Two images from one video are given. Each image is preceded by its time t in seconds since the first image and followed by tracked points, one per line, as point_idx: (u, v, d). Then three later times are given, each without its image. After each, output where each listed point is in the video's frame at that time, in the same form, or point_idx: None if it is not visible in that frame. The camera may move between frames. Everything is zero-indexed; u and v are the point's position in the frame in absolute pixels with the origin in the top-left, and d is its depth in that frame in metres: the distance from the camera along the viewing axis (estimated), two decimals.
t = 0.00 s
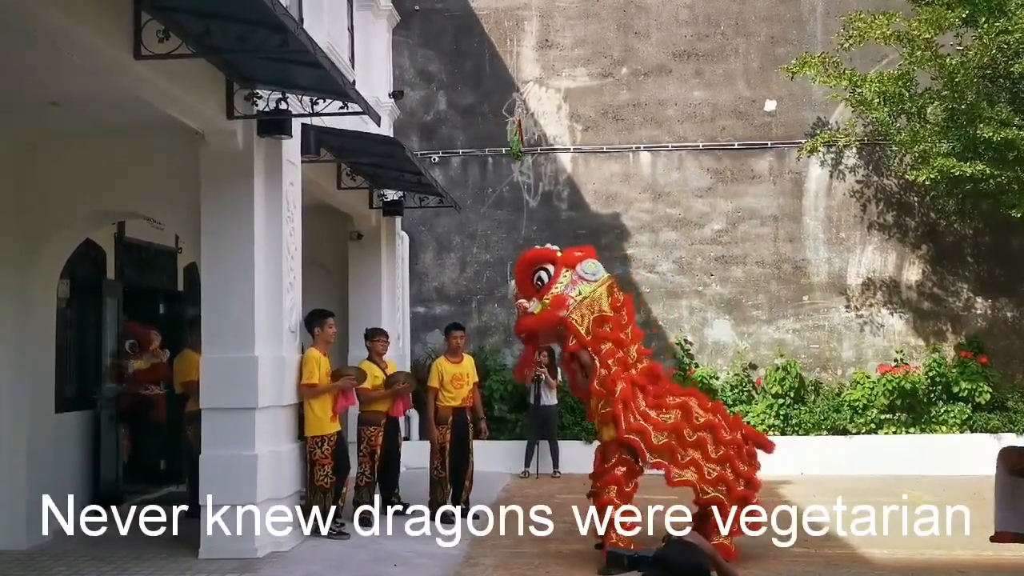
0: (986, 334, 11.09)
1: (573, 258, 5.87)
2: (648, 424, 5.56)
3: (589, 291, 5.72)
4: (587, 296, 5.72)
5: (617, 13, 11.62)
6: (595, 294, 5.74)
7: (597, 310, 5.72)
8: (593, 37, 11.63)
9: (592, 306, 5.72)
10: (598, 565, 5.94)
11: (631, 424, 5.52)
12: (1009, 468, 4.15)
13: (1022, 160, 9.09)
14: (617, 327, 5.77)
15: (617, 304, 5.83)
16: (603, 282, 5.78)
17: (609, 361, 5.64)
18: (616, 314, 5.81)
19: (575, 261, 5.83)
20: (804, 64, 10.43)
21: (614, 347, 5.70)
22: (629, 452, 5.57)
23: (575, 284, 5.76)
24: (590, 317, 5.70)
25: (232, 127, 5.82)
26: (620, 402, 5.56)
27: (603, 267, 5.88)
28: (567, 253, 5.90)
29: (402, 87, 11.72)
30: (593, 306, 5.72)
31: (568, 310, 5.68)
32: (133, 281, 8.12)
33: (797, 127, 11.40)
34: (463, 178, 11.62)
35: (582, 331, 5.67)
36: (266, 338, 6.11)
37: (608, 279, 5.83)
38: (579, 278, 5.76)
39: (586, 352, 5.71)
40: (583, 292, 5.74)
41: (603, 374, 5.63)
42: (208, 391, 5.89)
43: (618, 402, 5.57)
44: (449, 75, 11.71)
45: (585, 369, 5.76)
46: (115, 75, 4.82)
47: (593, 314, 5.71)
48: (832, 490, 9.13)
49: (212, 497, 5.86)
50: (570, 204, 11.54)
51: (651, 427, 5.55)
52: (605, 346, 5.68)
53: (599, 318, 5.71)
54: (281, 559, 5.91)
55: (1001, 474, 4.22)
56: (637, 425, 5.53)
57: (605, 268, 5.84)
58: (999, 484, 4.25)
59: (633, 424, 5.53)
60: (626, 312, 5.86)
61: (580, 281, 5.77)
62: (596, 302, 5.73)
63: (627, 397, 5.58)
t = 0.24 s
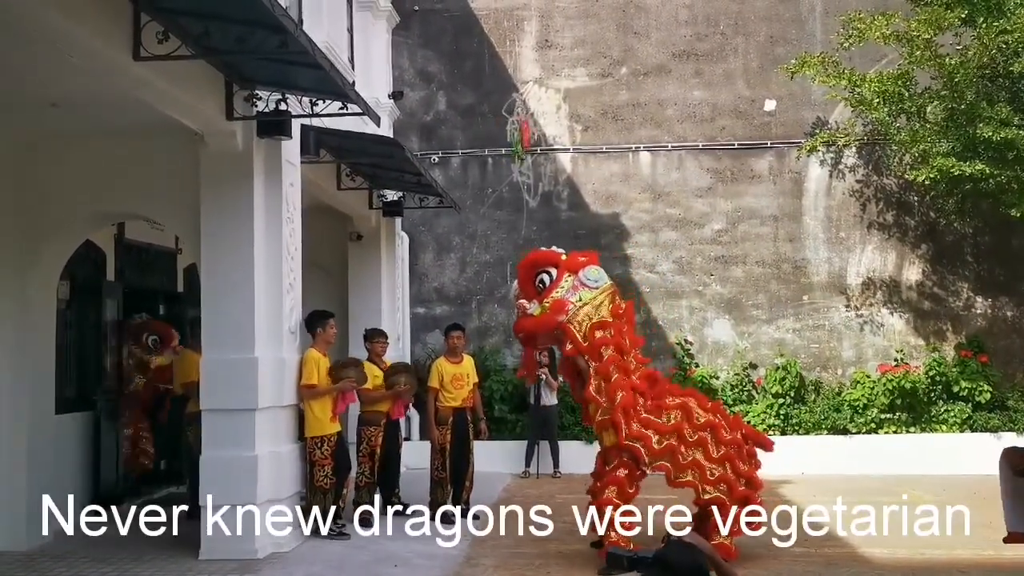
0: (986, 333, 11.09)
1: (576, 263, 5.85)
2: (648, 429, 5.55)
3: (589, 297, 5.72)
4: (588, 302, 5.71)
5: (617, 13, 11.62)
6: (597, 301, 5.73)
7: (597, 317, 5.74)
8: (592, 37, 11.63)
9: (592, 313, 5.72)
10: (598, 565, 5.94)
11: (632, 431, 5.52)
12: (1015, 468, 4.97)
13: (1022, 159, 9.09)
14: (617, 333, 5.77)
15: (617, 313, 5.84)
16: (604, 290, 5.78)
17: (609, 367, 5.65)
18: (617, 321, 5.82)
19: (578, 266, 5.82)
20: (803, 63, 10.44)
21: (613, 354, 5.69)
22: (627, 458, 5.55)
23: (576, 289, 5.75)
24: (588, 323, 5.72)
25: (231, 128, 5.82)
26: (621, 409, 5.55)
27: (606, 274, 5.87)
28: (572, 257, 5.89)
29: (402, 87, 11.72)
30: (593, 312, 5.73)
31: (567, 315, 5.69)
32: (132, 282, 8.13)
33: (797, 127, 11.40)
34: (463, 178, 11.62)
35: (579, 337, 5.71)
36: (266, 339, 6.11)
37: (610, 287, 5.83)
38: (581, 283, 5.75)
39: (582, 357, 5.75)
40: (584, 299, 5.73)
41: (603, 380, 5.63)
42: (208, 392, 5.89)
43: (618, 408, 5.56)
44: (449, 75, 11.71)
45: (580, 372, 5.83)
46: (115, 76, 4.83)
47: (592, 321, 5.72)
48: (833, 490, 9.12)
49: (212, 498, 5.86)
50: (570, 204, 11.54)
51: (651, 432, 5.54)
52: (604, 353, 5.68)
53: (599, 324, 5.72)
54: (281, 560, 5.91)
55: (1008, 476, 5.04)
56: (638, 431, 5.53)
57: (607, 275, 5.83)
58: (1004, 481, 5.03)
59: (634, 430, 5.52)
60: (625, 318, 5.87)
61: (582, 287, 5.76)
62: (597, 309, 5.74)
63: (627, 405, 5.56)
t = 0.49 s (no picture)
0: (986, 332, 11.09)
1: (578, 285, 5.81)
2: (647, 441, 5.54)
3: (583, 325, 5.74)
4: (582, 329, 5.75)
5: (616, 13, 11.62)
6: (591, 330, 5.75)
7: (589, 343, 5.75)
8: (591, 37, 11.63)
9: (583, 340, 5.75)
10: (600, 566, 5.94)
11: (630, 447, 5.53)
12: (1015, 471, 4.25)
13: (1021, 158, 9.11)
14: (615, 355, 5.75)
15: (617, 338, 5.80)
16: (600, 320, 5.77)
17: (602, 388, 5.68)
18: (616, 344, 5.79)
19: (580, 291, 5.78)
20: (802, 63, 10.44)
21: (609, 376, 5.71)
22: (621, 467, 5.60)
23: (571, 315, 5.76)
24: (581, 350, 5.75)
25: (231, 129, 5.83)
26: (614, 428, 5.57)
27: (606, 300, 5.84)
28: (574, 278, 5.85)
29: (401, 88, 11.72)
30: (585, 339, 5.75)
31: (557, 340, 5.72)
32: (132, 284, 8.13)
33: (797, 126, 11.40)
34: (463, 179, 11.62)
35: (570, 360, 5.76)
36: (266, 340, 6.12)
37: (607, 314, 5.81)
38: (578, 309, 5.74)
39: (572, 378, 5.80)
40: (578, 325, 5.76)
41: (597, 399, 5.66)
42: (208, 393, 5.90)
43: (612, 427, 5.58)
44: (448, 76, 11.71)
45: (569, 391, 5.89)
46: (114, 78, 4.83)
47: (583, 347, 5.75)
48: (834, 489, 9.13)
49: (213, 500, 5.85)
50: (570, 204, 11.54)
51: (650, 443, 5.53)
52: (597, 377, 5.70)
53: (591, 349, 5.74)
54: (282, 561, 5.91)
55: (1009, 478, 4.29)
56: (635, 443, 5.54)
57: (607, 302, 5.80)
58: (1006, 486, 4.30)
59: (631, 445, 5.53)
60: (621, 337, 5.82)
61: (577, 313, 5.76)
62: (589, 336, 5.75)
63: (620, 426, 5.57)
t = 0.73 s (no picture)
0: (986, 331, 11.09)
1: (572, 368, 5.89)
2: (652, 447, 5.53)
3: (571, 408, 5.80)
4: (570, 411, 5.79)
5: (616, 13, 11.62)
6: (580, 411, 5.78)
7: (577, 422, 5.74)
8: (591, 37, 11.63)
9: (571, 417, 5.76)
10: (599, 566, 5.94)
11: (637, 456, 5.52)
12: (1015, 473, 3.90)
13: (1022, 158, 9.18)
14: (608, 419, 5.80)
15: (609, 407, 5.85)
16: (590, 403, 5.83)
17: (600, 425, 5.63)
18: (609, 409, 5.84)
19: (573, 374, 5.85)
20: (802, 63, 10.45)
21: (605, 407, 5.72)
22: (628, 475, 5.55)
23: (561, 398, 5.82)
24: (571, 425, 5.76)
25: (230, 129, 5.83)
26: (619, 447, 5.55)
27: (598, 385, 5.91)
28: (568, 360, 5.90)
29: (401, 88, 11.72)
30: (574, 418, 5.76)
31: (545, 420, 5.75)
32: (132, 284, 8.15)
33: (797, 126, 11.40)
34: (463, 179, 11.62)
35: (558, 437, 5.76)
36: (266, 340, 6.12)
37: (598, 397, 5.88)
38: (567, 392, 5.82)
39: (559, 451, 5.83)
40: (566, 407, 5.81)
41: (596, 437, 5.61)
42: (208, 394, 5.90)
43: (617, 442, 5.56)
44: (447, 76, 11.71)
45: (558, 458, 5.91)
46: (114, 79, 4.83)
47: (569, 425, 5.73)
48: (833, 488, 9.13)
49: (212, 499, 5.86)
50: (570, 204, 11.55)
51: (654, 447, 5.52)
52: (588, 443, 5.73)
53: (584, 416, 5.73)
54: (282, 561, 5.91)
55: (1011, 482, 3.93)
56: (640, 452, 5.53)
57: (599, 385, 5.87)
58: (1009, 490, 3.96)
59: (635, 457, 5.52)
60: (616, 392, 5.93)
61: (566, 396, 5.83)
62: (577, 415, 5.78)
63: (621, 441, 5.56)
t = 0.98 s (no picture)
0: (987, 331, 11.09)
1: (565, 419, 5.91)
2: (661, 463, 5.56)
3: (579, 458, 5.80)
4: (579, 462, 5.80)
5: (615, 13, 11.62)
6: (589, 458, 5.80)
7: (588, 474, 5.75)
8: (591, 37, 11.63)
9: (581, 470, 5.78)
10: (599, 566, 5.94)
11: (652, 471, 5.57)
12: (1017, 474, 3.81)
13: (1021, 157, 9.20)
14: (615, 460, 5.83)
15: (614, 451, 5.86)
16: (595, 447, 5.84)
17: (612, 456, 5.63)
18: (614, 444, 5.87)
19: (567, 425, 5.87)
20: (801, 62, 10.45)
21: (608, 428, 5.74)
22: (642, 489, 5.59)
23: (565, 451, 5.84)
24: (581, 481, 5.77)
25: (230, 129, 5.83)
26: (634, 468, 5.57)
27: (597, 427, 5.93)
28: (560, 414, 5.93)
29: (401, 88, 11.72)
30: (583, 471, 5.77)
31: (558, 480, 5.75)
32: (132, 284, 8.15)
33: (797, 126, 11.39)
34: (463, 178, 11.62)
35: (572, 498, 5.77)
36: (266, 340, 6.12)
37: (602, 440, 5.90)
38: (570, 444, 5.83)
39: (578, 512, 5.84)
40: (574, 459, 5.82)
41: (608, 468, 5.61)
42: (208, 394, 5.90)
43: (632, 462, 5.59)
44: (447, 75, 11.71)
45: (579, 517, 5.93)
46: (113, 79, 4.83)
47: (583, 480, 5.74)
48: (834, 488, 9.13)
49: (212, 499, 5.85)
50: (570, 204, 11.54)
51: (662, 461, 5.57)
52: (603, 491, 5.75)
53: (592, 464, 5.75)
54: (283, 561, 5.91)
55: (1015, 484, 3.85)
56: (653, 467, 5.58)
57: (598, 428, 5.89)
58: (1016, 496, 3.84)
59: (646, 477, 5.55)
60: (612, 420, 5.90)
61: (570, 447, 5.84)
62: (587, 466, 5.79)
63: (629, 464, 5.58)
